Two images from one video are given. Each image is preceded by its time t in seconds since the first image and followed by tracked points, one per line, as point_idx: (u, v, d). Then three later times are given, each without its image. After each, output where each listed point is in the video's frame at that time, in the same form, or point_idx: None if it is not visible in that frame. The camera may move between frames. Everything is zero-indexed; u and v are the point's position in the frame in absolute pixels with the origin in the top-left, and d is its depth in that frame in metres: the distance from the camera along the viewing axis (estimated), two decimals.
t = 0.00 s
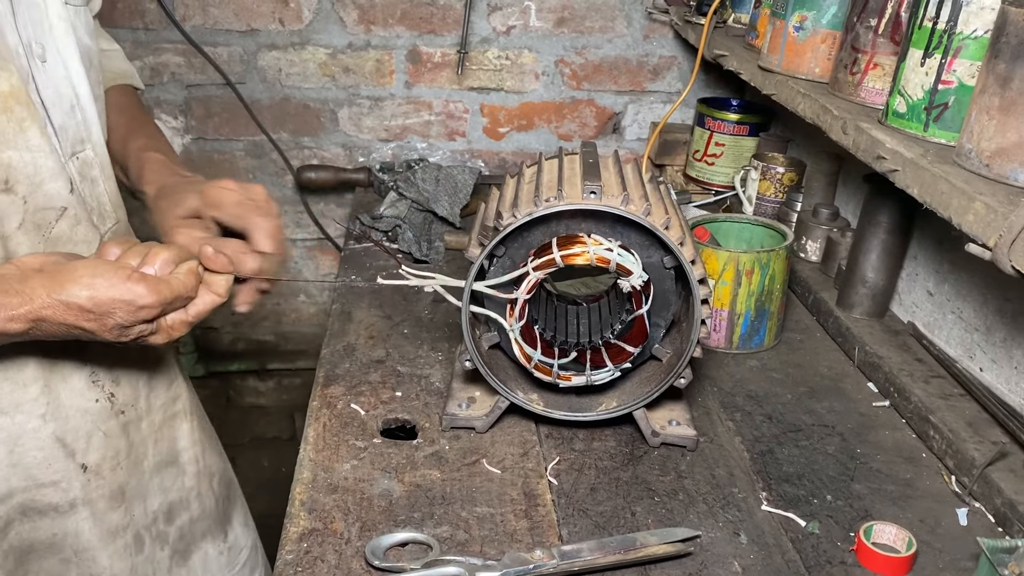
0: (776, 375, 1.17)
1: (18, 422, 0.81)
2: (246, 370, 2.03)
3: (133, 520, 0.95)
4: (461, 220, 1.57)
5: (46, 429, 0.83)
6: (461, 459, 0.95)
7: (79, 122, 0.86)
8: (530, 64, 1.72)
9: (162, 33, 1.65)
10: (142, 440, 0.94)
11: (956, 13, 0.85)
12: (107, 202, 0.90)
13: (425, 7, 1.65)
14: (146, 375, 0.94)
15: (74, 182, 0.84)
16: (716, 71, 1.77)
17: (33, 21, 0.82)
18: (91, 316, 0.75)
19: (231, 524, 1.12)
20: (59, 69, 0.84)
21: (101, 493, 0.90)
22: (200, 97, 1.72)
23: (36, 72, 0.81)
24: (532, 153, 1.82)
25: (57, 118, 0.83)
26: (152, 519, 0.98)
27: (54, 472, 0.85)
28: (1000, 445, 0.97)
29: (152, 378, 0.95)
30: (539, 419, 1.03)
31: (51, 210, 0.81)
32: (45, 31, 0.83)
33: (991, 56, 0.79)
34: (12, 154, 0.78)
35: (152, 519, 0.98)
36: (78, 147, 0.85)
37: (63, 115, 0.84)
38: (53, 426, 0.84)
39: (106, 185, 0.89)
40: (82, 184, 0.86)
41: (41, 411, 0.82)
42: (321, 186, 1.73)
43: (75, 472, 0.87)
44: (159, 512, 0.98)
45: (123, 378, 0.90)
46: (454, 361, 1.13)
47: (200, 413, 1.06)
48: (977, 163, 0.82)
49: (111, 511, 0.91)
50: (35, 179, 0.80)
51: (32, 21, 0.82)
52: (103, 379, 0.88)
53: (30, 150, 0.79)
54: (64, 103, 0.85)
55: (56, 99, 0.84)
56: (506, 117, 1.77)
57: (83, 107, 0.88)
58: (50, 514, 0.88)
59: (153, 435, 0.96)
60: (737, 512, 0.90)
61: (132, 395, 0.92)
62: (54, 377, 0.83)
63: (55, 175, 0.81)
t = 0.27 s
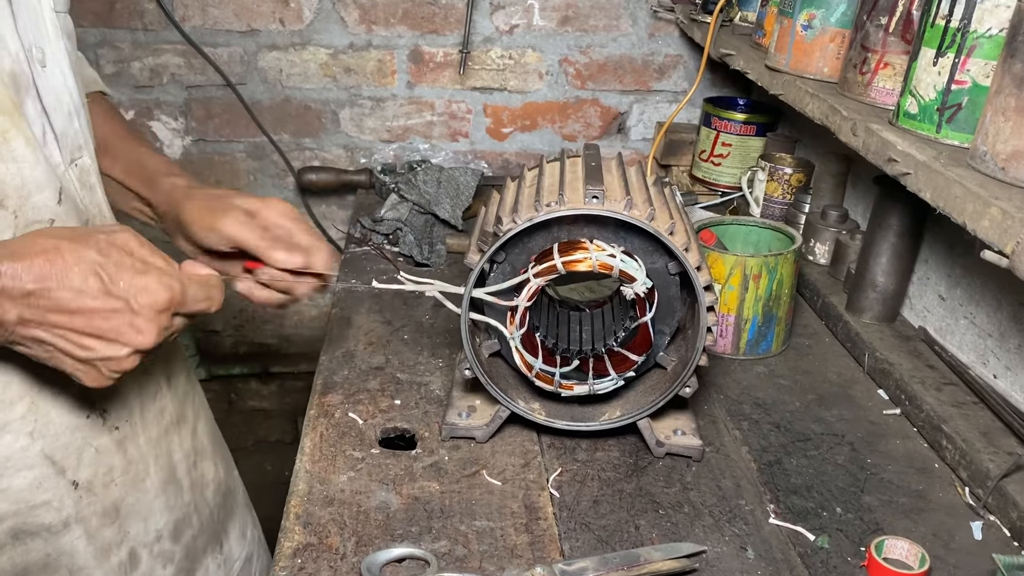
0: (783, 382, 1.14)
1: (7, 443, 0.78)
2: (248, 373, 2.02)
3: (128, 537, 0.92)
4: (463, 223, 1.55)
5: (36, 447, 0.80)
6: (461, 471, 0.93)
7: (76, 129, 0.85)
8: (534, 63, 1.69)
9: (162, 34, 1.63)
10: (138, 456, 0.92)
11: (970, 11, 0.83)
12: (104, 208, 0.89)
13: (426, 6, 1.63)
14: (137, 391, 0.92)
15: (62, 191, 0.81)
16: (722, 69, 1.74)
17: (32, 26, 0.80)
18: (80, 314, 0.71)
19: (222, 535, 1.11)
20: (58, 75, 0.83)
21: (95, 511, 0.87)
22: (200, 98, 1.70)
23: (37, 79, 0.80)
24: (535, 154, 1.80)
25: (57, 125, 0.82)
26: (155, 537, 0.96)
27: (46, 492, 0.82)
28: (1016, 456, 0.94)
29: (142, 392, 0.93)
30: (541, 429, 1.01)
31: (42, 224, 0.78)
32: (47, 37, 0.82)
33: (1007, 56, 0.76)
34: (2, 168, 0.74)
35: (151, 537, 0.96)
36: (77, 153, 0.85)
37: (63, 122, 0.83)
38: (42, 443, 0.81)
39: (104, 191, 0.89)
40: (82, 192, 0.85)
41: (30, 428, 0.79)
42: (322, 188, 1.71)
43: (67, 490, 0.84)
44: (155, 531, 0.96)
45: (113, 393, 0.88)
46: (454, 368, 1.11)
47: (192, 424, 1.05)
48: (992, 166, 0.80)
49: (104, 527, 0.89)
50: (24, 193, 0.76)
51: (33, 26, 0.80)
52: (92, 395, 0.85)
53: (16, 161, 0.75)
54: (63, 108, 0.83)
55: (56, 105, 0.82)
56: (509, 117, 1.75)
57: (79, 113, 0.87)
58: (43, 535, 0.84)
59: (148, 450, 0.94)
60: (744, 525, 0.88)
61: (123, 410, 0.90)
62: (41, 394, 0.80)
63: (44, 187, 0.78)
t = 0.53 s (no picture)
0: (791, 394, 1.12)
1: None
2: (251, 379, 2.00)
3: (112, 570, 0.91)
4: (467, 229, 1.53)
5: (9, 481, 0.78)
6: (462, 486, 0.91)
7: (60, 142, 0.84)
8: (538, 67, 1.67)
9: (163, 38, 1.62)
10: (119, 487, 0.91)
11: (985, 16, 0.80)
12: (93, 223, 0.88)
13: (430, 10, 1.61)
14: (118, 422, 0.90)
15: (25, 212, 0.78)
16: (730, 73, 1.72)
17: (12, 38, 0.79)
18: (65, 355, 0.69)
19: (200, 564, 1.09)
20: (40, 86, 0.82)
21: (75, 546, 0.86)
22: (202, 103, 1.69)
23: (11, 91, 0.78)
24: (540, 158, 1.78)
25: (34, 138, 0.81)
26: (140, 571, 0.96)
27: (20, 527, 0.80)
28: None
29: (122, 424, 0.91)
30: (544, 444, 0.99)
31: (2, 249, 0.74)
32: (25, 46, 0.81)
33: None
34: None
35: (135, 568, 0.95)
36: (58, 167, 0.83)
37: (41, 135, 0.81)
38: (15, 478, 0.78)
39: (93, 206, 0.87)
40: (61, 207, 0.84)
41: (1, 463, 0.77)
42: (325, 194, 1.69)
43: (43, 526, 0.82)
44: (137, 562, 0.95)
45: (91, 424, 0.86)
46: (456, 379, 1.09)
47: (172, 450, 1.03)
48: (1008, 175, 0.77)
49: (86, 564, 0.88)
50: None
51: (9, 37, 0.79)
52: (70, 428, 0.83)
53: None
54: (45, 121, 0.82)
55: (36, 118, 0.81)
56: (514, 122, 1.73)
57: (67, 125, 0.86)
58: (17, 569, 0.83)
59: (130, 480, 0.93)
60: (752, 545, 0.86)
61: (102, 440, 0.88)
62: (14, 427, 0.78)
63: (5, 207, 0.75)
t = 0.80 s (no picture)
0: (799, 397, 1.11)
1: None
2: (256, 380, 2.00)
3: None
4: (472, 230, 1.52)
5: (4, 494, 0.78)
6: (464, 491, 0.90)
7: (50, 150, 0.83)
8: (544, 66, 1.66)
9: (167, 38, 1.61)
10: (119, 497, 0.90)
11: (997, 13, 0.79)
12: (84, 232, 0.87)
13: (435, 9, 1.60)
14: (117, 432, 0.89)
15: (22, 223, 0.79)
16: (737, 72, 1.70)
17: None
18: (58, 340, 0.67)
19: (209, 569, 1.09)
20: (28, 94, 0.81)
21: (75, 557, 0.86)
22: (206, 103, 1.68)
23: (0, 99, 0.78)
24: (546, 158, 1.77)
25: (23, 148, 0.80)
26: None
27: (18, 540, 0.80)
28: None
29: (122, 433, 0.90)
30: (548, 448, 0.98)
31: None
32: (12, 54, 0.80)
33: None
34: None
35: None
36: (48, 176, 0.83)
37: (31, 144, 0.81)
38: (12, 491, 0.79)
39: (83, 215, 0.87)
40: (52, 217, 0.84)
41: None
42: (329, 194, 1.68)
43: (41, 538, 0.82)
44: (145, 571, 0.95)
45: (91, 435, 0.86)
46: (459, 382, 1.08)
47: (176, 457, 1.02)
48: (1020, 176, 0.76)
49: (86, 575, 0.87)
50: None
51: None
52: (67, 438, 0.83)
53: None
54: (33, 129, 0.81)
55: (24, 127, 0.80)
56: (519, 121, 1.71)
57: (56, 133, 0.85)
58: None
59: (131, 490, 0.92)
60: (759, 551, 0.84)
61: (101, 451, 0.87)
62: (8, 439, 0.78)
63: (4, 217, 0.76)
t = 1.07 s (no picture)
0: (801, 396, 1.10)
1: None
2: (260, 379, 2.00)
3: None
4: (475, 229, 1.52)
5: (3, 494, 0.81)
6: (466, 489, 0.90)
7: (49, 155, 0.83)
8: (548, 65, 1.66)
9: (171, 37, 1.62)
10: (128, 503, 0.91)
11: (1000, 11, 0.78)
12: (85, 237, 0.87)
13: (439, 8, 1.61)
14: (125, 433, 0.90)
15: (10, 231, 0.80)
16: (741, 70, 1.70)
17: None
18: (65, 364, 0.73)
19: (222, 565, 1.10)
20: (27, 99, 0.81)
21: (76, 556, 0.88)
22: (210, 102, 1.69)
23: None
24: (549, 157, 1.77)
25: (18, 153, 0.80)
26: None
27: (17, 535, 0.83)
28: None
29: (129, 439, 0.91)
30: (549, 446, 0.98)
31: None
32: (13, 58, 0.80)
33: None
34: None
35: None
36: (46, 182, 0.83)
37: (28, 149, 0.81)
38: (12, 490, 0.81)
39: (83, 220, 0.87)
40: (49, 222, 0.84)
41: None
42: (333, 193, 1.69)
43: (41, 535, 0.85)
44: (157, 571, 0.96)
45: (98, 438, 0.87)
46: (461, 380, 1.08)
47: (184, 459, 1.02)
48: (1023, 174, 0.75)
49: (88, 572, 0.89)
50: None
51: None
52: (72, 442, 0.84)
53: None
54: (31, 135, 0.81)
55: (20, 132, 0.80)
56: (523, 120, 1.71)
57: (59, 137, 0.85)
58: None
59: (143, 496, 0.92)
60: (760, 550, 0.84)
61: (110, 455, 0.88)
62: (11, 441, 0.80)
63: None
